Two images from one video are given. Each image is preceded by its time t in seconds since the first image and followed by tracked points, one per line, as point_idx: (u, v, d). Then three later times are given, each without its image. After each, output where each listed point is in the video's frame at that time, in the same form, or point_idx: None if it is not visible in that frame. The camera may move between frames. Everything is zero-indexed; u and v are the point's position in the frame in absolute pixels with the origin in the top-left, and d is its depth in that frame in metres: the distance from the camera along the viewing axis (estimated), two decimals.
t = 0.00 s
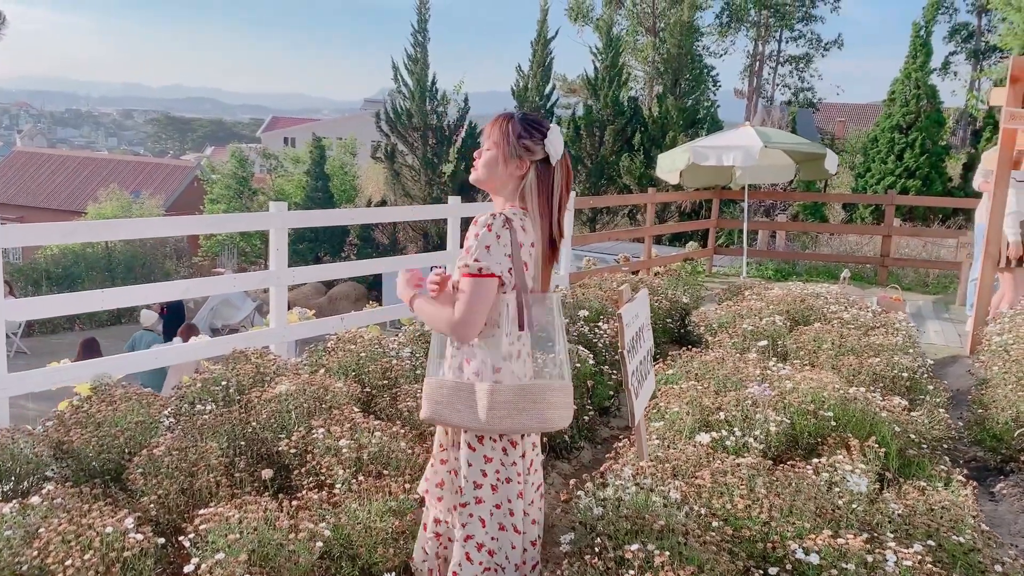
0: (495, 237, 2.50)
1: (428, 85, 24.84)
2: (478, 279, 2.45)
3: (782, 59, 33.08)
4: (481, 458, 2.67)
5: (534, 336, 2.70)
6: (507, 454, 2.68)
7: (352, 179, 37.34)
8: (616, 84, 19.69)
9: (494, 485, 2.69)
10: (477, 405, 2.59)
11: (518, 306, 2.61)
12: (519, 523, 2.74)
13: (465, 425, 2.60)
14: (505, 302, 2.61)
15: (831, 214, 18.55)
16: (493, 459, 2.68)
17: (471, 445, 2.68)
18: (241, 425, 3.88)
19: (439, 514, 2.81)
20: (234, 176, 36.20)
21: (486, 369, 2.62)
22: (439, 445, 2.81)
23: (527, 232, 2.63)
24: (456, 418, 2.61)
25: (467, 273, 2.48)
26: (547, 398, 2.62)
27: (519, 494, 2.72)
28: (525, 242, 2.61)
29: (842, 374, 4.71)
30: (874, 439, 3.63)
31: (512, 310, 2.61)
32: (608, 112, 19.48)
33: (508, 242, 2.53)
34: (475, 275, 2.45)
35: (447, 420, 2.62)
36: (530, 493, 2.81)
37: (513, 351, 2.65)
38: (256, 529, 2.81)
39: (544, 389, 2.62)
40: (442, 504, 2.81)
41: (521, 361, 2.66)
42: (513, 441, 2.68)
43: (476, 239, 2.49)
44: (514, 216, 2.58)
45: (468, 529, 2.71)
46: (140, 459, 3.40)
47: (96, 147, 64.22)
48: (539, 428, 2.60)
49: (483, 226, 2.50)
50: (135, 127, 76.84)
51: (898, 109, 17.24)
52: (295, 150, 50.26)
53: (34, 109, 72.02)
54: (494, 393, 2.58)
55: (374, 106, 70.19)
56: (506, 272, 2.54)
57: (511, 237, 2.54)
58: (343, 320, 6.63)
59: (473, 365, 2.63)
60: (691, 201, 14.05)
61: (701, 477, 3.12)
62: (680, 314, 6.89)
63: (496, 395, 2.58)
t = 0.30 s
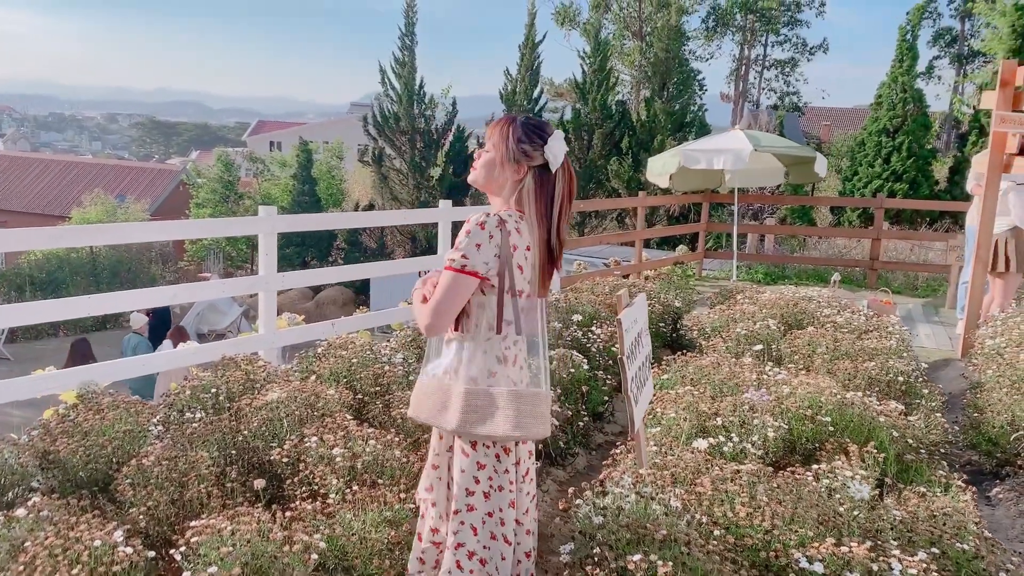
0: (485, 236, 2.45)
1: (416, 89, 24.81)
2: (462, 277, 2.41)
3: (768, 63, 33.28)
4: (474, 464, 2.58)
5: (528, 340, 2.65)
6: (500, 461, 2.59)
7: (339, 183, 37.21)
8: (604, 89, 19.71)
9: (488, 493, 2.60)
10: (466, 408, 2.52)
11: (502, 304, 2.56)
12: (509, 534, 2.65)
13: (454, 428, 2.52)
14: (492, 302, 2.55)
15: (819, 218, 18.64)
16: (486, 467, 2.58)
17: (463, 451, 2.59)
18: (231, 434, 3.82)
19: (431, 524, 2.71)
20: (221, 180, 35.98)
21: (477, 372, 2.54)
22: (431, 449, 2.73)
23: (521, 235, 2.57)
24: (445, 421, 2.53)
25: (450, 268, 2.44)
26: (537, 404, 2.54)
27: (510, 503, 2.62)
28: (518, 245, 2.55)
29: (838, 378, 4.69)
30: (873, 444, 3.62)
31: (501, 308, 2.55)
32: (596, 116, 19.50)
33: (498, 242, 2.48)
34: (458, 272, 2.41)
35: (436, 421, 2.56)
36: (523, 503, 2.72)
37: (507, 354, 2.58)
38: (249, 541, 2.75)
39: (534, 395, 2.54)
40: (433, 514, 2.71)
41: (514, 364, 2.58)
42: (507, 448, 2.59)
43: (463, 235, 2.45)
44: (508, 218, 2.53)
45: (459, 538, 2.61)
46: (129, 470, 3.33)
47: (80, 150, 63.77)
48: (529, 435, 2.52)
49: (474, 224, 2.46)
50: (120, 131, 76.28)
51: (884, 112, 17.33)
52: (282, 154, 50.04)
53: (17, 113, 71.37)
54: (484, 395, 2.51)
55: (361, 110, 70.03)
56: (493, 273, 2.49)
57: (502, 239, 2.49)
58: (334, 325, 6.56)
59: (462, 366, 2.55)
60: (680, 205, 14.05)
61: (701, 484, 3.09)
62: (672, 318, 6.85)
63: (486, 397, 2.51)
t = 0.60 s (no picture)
0: (481, 243, 2.41)
1: (403, 93, 24.78)
2: (457, 285, 2.37)
3: (752, 70, 33.50)
4: (476, 475, 2.53)
5: (527, 348, 2.62)
6: (500, 472, 2.54)
7: (326, 187, 37.06)
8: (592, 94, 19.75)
9: (489, 505, 2.55)
10: (466, 418, 2.47)
11: (499, 312, 2.51)
12: (509, 546, 2.60)
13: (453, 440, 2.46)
14: (489, 310, 2.51)
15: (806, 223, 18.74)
16: (487, 476, 2.54)
17: (464, 463, 2.54)
18: (223, 445, 3.75)
19: (430, 541, 2.63)
20: (206, 184, 35.73)
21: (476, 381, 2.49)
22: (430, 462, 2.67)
23: (516, 242, 2.53)
24: (445, 433, 2.48)
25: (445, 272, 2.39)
26: (538, 412, 2.50)
27: (509, 514, 2.58)
28: (514, 252, 2.51)
29: (833, 386, 4.69)
30: (870, 453, 3.61)
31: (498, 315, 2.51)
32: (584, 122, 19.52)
33: (493, 249, 2.44)
34: (453, 279, 2.37)
35: (435, 433, 2.50)
36: (521, 515, 2.68)
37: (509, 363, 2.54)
38: (245, 555, 2.69)
39: (534, 403, 2.50)
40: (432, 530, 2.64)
41: (513, 373, 2.54)
42: (508, 458, 2.55)
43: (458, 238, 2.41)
44: (504, 224, 2.49)
45: (460, 551, 2.55)
46: (120, 483, 3.26)
47: (63, 154, 63.19)
48: (530, 444, 2.47)
49: (470, 230, 2.42)
50: (103, 135, 75.70)
51: (870, 119, 17.43)
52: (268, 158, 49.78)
53: None
54: (484, 404, 2.47)
55: (347, 114, 69.81)
56: (489, 280, 2.44)
57: (498, 246, 2.45)
58: (325, 332, 6.50)
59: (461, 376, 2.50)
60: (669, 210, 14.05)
61: (702, 495, 3.06)
62: (664, 324, 6.82)
63: (486, 407, 2.47)
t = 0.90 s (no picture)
0: (482, 254, 2.38)
1: (394, 99, 24.77)
2: (459, 298, 2.34)
3: (742, 78, 33.67)
4: (477, 489, 2.50)
5: (528, 357, 2.59)
6: (504, 484, 2.52)
7: (315, 192, 36.93)
8: (583, 101, 19.78)
9: (492, 518, 2.52)
10: (469, 431, 2.42)
11: (501, 322, 2.48)
12: (512, 560, 2.56)
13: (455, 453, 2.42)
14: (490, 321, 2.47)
15: (796, 231, 18.81)
16: (490, 487, 2.51)
17: (465, 477, 2.50)
18: (215, 455, 3.70)
19: (431, 556, 2.59)
20: (194, 188, 35.52)
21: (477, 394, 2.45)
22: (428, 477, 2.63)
23: (516, 252, 2.50)
24: (448, 446, 2.43)
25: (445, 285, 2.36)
26: (541, 423, 2.47)
27: (513, 528, 2.55)
28: (514, 262, 2.48)
29: (829, 396, 4.68)
30: (869, 463, 3.60)
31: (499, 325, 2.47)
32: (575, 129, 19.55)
33: (494, 260, 2.41)
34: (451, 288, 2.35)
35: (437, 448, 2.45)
36: (523, 528, 2.65)
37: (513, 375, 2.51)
38: (239, 570, 2.64)
39: (538, 412, 2.47)
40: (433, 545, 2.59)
41: (516, 383, 2.51)
42: (510, 470, 2.52)
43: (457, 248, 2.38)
44: (504, 234, 2.46)
45: (463, 567, 2.51)
46: (111, 493, 3.20)
47: (50, 158, 62.72)
48: (535, 455, 2.43)
49: (471, 240, 2.38)
50: (90, 138, 75.23)
51: (860, 128, 17.54)
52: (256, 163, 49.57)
53: None
54: (487, 416, 2.43)
55: (337, 119, 69.63)
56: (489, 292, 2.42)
57: (498, 255, 2.42)
58: (318, 339, 6.44)
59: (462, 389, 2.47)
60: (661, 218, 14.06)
61: (702, 507, 3.04)
62: (657, 332, 6.80)
63: (489, 418, 2.42)
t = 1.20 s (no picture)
0: (491, 261, 2.36)
1: (389, 107, 24.79)
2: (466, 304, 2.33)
3: (735, 89, 33.82)
4: (482, 501, 2.47)
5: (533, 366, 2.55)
6: (508, 497, 2.49)
7: (309, 199, 36.87)
8: (578, 111, 19.84)
9: (496, 530, 2.50)
10: (473, 441, 2.38)
11: (508, 332, 2.44)
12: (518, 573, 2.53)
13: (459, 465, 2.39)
14: (494, 330, 2.44)
15: (790, 242, 18.87)
16: (494, 498, 2.48)
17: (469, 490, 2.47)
18: (211, 465, 3.67)
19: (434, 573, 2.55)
20: (188, 195, 35.42)
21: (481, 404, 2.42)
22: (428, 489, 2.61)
23: (525, 263, 2.49)
24: (449, 457, 2.41)
25: (449, 290, 2.34)
26: (546, 434, 2.43)
27: (519, 541, 2.52)
28: (522, 272, 2.46)
29: (827, 410, 4.67)
30: (868, 477, 3.59)
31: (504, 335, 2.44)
32: (570, 138, 19.58)
33: (503, 268, 2.39)
34: (454, 292, 2.33)
35: (440, 461, 2.42)
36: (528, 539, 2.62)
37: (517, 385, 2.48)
38: None
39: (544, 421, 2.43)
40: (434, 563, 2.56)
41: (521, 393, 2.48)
42: (514, 482, 2.50)
43: (465, 257, 2.35)
44: (513, 243, 2.44)
45: None
46: (106, 504, 3.17)
47: (42, 162, 62.45)
48: (541, 465, 2.40)
49: (480, 248, 2.37)
50: (83, 142, 74.97)
51: (854, 139, 17.63)
52: (250, 169, 49.45)
53: None
54: (491, 427, 2.39)
55: (332, 127, 69.64)
56: (494, 300, 2.40)
57: (506, 264, 2.40)
58: (314, 347, 6.42)
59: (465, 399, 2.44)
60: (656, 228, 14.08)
61: (703, 521, 3.04)
62: (653, 343, 6.80)
63: (494, 428, 2.39)
